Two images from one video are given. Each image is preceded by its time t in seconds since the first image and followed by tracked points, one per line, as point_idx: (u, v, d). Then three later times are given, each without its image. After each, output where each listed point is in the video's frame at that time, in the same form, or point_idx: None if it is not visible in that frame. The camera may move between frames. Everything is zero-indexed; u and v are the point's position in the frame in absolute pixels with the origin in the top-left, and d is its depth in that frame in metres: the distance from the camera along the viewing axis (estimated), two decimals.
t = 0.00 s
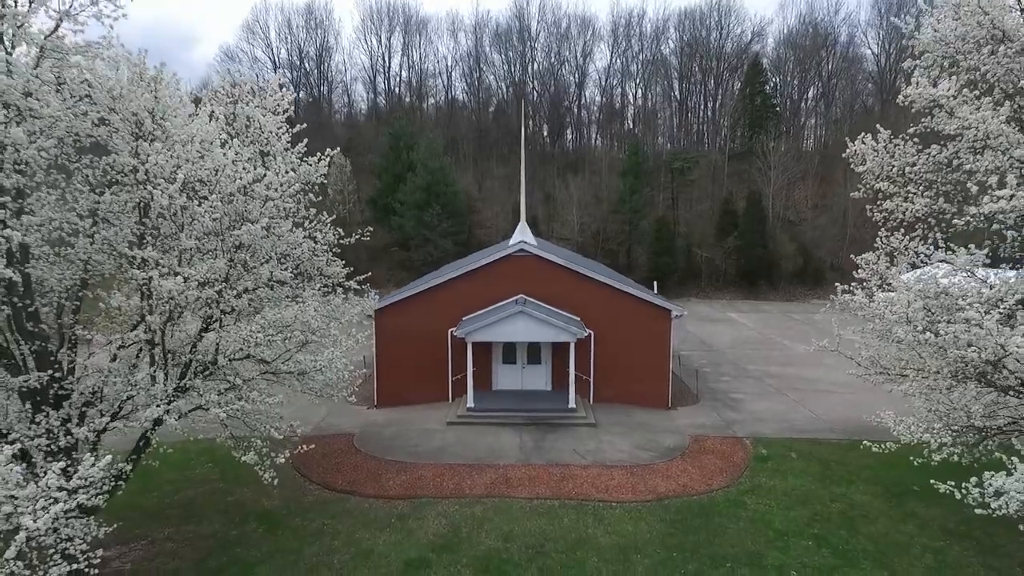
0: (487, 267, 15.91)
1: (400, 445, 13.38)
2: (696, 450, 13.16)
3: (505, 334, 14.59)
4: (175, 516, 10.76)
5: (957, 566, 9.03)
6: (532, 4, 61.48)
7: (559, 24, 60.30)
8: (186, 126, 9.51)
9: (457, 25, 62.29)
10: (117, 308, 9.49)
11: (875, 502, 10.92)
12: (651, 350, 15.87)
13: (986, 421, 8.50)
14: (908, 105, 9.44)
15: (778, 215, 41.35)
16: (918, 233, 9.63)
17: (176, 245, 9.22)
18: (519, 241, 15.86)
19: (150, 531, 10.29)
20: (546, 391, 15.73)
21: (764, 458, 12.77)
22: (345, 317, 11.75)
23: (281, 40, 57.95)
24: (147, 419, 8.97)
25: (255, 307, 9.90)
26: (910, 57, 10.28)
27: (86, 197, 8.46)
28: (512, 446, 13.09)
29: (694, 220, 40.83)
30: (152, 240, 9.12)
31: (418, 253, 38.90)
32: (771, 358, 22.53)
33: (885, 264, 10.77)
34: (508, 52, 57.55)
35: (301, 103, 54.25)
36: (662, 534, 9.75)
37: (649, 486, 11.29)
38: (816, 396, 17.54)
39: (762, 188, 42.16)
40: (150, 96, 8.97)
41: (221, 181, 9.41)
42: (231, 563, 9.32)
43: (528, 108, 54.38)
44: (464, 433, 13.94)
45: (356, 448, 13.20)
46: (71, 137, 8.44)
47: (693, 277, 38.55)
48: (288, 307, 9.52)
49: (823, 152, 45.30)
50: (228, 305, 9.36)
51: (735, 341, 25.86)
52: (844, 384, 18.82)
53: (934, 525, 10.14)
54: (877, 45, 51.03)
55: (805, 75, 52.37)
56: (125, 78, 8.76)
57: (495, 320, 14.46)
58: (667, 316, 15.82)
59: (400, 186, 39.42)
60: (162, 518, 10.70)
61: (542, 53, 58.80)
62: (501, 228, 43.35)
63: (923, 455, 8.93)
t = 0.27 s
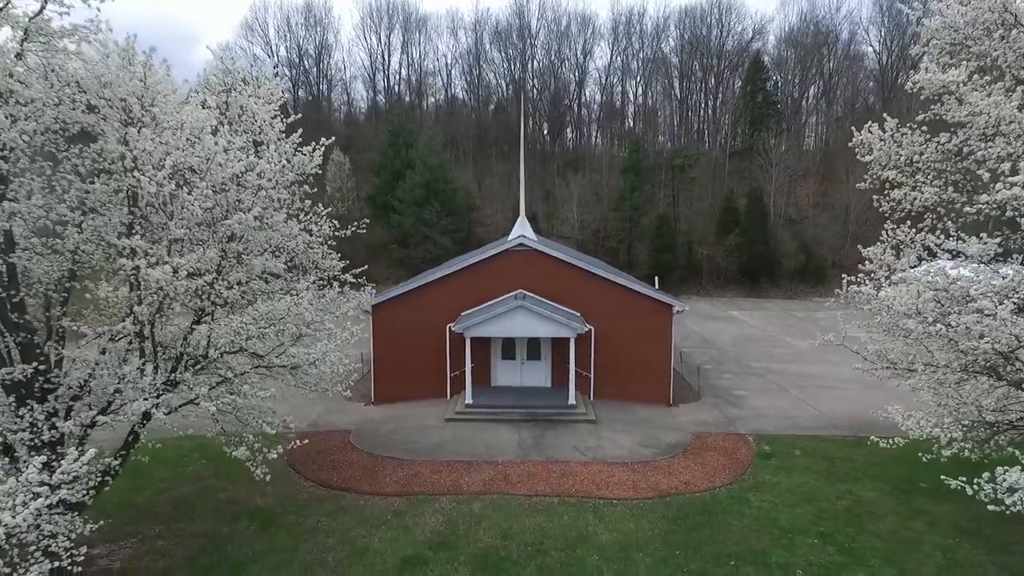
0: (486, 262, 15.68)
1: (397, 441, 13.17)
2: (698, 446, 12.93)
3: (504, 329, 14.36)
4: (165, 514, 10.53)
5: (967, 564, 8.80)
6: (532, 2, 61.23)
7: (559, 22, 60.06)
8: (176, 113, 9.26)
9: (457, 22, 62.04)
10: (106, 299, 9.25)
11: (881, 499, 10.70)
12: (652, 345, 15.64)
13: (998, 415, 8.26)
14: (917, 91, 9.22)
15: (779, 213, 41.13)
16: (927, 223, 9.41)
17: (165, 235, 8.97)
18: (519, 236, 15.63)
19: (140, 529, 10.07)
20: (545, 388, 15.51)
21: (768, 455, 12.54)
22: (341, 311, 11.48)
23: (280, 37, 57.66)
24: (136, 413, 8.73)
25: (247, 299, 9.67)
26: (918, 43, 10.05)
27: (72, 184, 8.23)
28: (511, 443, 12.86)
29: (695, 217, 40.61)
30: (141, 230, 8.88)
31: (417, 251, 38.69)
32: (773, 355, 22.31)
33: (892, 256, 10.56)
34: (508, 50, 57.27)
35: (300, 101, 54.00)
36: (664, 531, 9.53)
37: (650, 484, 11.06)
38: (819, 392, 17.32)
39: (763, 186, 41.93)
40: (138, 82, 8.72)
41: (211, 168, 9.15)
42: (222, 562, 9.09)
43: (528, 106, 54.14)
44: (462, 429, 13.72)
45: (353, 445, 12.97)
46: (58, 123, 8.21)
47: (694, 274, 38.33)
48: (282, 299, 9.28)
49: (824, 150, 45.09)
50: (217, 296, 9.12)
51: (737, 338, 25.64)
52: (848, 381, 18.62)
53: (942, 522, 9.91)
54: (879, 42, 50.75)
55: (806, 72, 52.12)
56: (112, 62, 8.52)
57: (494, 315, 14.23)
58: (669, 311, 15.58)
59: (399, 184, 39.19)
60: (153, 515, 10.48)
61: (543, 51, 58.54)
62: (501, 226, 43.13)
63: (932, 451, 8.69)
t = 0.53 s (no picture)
0: (484, 256, 15.41)
1: (394, 437, 12.90)
2: (700, 444, 12.65)
3: (503, 324, 14.09)
4: (155, 511, 10.27)
5: (979, 563, 8.52)
6: None
7: (558, 19, 59.75)
8: (163, 97, 8.97)
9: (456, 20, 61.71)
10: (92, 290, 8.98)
11: (889, 496, 10.43)
12: (654, 340, 15.37)
13: (1012, 410, 7.98)
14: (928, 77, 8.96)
15: (781, 211, 40.86)
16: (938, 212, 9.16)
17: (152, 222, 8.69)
18: (518, 230, 15.38)
19: (128, 527, 9.80)
20: (544, 384, 15.24)
21: (772, 453, 12.26)
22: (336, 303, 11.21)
23: (278, 34, 57.32)
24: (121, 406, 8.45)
25: (237, 289, 9.38)
26: (926, 28, 9.78)
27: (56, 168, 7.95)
28: (509, 439, 12.59)
29: (696, 215, 40.34)
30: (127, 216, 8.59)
31: (415, 248, 38.42)
32: (775, 352, 22.04)
33: (900, 248, 10.29)
34: (508, 47, 56.96)
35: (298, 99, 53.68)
36: (666, 530, 9.26)
37: (652, 481, 10.78)
38: (823, 389, 17.05)
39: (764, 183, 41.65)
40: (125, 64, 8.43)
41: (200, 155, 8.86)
42: (211, 561, 8.81)
43: (528, 104, 53.89)
44: (459, 425, 13.45)
45: (348, 442, 12.70)
46: (40, 106, 7.93)
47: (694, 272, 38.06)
48: (273, 290, 9.00)
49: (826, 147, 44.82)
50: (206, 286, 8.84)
51: (738, 336, 25.36)
52: (852, 378, 18.35)
53: (952, 520, 9.63)
54: (880, 39, 50.41)
55: (807, 70, 51.82)
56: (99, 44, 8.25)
57: (492, 309, 13.96)
58: (670, 305, 15.31)
59: (398, 181, 38.91)
60: (142, 513, 10.23)
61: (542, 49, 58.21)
62: (500, 224, 42.86)
63: (944, 447, 8.42)
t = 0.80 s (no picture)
0: (483, 251, 15.18)
1: (390, 435, 12.67)
2: (703, 441, 12.42)
3: (501, 320, 13.85)
4: (146, 509, 10.05)
5: (991, 562, 8.28)
6: None
7: (558, 17, 59.50)
8: (151, 83, 8.66)
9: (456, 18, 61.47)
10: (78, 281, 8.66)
11: (896, 494, 10.19)
12: (654, 337, 15.13)
13: None
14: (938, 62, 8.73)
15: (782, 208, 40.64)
16: (950, 201, 8.94)
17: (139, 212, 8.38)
18: (517, 224, 15.13)
19: (118, 525, 9.58)
20: (544, 380, 15.02)
21: (776, 450, 12.02)
22: (330, 297, 10.95)
23: (277, 32, 57.11)
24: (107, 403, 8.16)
25: (227, 282, 9.11)
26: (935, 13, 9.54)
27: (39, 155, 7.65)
28: (508, 436, 12.37)
29: (696, 213, 40.13)
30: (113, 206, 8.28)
31: (415, 246, 38.22)
32: (777, 349, 21.83)
33: (907, 241, 10.06)
34: (507, 45, 56.72)
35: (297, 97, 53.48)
36: (668, 529, 9.02)
37: (654, 479, 10.54)
38: (826, 386, 16.84)
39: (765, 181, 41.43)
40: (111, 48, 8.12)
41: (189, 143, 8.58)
42: (201, 560, 8.58)
43: (528, 102, 53.71)
44: (457, 422, 13.22)
45: (343, 439, 12.46)
46: (23, 91, 7.62)
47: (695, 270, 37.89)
48: (265, 282, 8.75)
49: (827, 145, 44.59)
50: (195, 278, 8.56)
51: (740, 333, 25.16)
52: (855, 375, 18.13)
53: (962, 518, 9.40)
54: (882, 36, 50.10)
55: (808, 68, 51.56)
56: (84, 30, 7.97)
57: (491, 305, 13.72)
58: (671, 301, 15.07)
59: (397, 178, 38.69)
60: (133, 511, 10.02)
61: (542, 46, 57.96)
62: (500, 222, 42.66)
63: (954, 442, 8.19)
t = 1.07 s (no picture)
0: (481, 245, 14.95)
1: (387, 432, 12.44)
2: (705, 438, 12.19)
3: (500, 315, 13.62)
4: (137, 506, 9.81)
5: (1003, 561, 8.05)
6: None
7: (558, 15, 59.24)
8: (139, 67, 8.40)
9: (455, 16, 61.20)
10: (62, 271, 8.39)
11: (903, 492, 9.96)
12: (656, 332, 14.90)
13: None
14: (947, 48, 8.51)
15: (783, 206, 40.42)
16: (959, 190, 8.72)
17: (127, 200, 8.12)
18: (515, 218, 14.91)
19: (106, 523, 9.34)
20: (543, 377, 14.79)
21: (779, 447, 11.80)
22: (324, 290, 10.73)
23: (275, 30, 56.87)
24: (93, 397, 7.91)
25: (217, 273, 8.87)
26: None
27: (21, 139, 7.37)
28: (507, 433, 12.15)
29: (697, 210, 39.91)
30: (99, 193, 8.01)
31: (414, 244, 37.99)
32: (779, 346, 21.61)
33: (914, 233, 9.84)
34: (507, 43, 56.44)
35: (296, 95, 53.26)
36: (671, 526, 8.79)
37: (655, 476, 10.31)
38: (829, 383, 16.62)
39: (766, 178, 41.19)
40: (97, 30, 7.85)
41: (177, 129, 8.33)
42: (191, 559, 8.36)
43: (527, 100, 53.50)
44: (455, 419, 13.01)
45: (339, 436, 12.23)
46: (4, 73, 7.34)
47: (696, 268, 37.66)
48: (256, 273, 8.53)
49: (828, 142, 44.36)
50: (184, 268, 8.32)
51: (741, 330, 24.95)
52: (859, 372, 17.91)
53: (971, 516, 9.17)
54: (882, 33, 49.82)
55: (809, 65, 51.31)
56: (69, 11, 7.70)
57: (489, 299, 13.48)
58: (673, 295, 14.85)
59: (396, 175, 38.46)
60: (122, 509, 9.78)
61: (542, 44, 57.70)
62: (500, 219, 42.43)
63: (964, 438, 7.96)
